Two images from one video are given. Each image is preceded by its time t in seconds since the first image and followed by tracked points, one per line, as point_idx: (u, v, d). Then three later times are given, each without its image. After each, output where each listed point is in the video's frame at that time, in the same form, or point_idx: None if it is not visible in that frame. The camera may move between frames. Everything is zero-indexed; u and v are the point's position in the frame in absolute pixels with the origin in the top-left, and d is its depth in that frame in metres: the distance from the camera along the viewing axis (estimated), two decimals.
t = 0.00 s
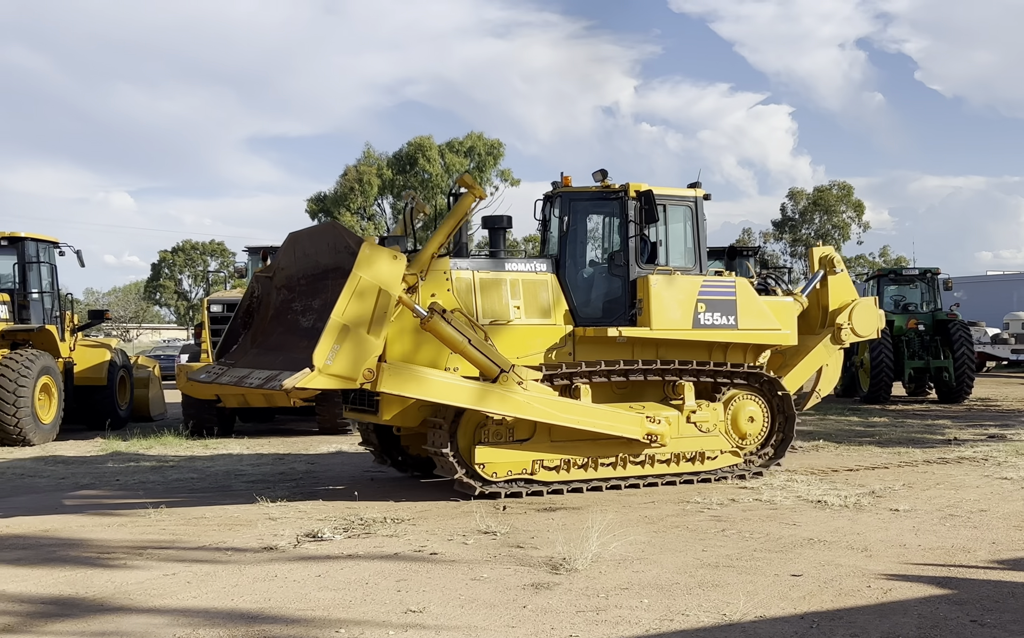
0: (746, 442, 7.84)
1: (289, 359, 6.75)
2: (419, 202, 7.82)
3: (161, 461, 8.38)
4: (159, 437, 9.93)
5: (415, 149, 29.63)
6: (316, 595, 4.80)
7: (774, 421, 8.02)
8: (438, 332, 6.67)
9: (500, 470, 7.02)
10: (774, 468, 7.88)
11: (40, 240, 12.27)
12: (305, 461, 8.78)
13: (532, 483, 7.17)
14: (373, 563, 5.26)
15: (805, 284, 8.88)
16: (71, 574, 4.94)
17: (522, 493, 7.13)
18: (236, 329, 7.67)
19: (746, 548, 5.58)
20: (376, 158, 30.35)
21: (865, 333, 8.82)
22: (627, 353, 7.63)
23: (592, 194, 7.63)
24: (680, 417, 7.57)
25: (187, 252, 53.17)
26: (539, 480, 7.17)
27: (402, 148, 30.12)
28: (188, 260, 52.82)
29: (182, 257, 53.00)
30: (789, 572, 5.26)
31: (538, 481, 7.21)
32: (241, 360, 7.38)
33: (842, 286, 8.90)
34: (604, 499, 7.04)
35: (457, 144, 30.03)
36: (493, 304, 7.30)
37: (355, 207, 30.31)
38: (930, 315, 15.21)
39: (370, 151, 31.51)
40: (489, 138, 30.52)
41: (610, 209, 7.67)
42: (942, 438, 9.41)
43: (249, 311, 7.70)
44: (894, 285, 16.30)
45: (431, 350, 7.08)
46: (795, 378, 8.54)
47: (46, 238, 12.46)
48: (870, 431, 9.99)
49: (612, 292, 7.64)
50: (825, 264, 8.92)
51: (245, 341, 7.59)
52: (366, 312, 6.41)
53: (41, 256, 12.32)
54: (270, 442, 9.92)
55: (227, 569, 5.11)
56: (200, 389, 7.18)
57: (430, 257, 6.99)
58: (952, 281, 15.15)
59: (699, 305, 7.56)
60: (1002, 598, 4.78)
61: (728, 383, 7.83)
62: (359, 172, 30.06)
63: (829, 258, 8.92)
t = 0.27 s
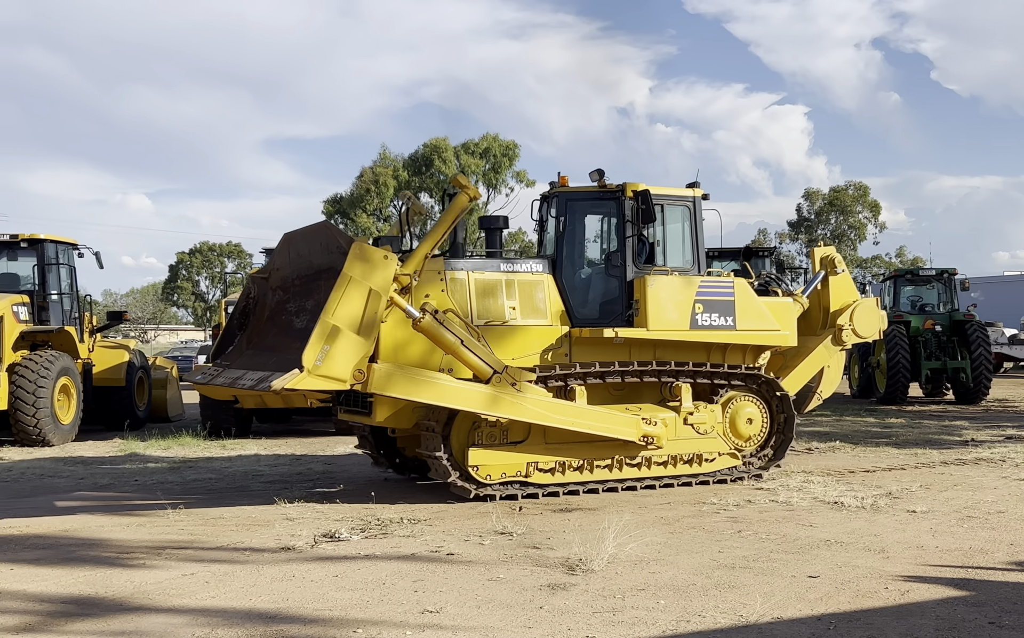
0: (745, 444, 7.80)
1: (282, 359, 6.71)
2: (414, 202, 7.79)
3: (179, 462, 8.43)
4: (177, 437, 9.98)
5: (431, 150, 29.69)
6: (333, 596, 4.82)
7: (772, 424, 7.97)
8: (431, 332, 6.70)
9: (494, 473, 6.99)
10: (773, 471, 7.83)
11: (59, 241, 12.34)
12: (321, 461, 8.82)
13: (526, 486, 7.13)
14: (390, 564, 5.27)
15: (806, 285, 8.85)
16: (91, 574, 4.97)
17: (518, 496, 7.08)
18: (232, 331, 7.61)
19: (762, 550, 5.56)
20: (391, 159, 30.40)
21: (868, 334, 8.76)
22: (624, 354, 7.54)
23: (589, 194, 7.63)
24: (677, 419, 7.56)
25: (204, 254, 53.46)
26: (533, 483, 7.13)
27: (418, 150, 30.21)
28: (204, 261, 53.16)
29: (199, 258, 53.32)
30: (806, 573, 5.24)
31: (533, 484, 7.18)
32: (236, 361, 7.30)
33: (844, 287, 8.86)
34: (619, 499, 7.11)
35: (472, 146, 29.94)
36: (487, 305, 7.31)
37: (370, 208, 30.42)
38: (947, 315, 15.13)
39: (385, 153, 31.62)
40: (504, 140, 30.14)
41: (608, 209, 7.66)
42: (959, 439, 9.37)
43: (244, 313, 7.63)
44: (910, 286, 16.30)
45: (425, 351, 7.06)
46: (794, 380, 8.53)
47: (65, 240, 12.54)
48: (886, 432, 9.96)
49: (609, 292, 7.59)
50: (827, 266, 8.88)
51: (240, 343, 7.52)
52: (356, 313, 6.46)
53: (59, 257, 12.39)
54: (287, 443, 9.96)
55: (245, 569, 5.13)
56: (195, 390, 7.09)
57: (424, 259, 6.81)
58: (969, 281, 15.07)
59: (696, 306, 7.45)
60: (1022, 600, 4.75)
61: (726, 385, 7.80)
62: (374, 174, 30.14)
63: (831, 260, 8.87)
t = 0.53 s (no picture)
0: (743, 445, 7.75)
1: (276, 359, 6.54)
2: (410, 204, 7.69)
3: (199, 462, 8.48)
4: (196, 438, 10.03)
5: (448, 151, 29.80)
6: (353, 595, 4.83)
7: (772, 424, 7.89)
8: (422, 334, 6.65)
9: (488, 474, 6.98)
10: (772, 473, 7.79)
11: (80, 243, 12.43)
12: (340, 461, 8.85)
13: (521, 487, 7.12)
14: (408, 563, 5.28)
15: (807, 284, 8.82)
16: (112, 573, 5.00)
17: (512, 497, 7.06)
18: (227, 334, 7.45)
19: (780, 550, 5.55)
20: (409, 160, 30.58)
21: (871, 333, 8.67)
22: (621, 356, 7.51)
23: (587, 194, 7.60)
24: (674, 420, 7.51)
25: (223, 255, 54.06)
26: (528, 484, 7.11)
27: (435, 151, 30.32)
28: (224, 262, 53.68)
29: (218, 260, 53.86)
30: (825, 574, 5.23)
31: (528, 484, 7.16)
32: (231, 363, 7.11)
33: (845, 285, 8.83)
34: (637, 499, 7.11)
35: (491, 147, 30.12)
36: (482, 305, 7.29)
37: (388, 210, 30.60)
38: (965, 315, 15.03)
39: (403, 155, 31.78)
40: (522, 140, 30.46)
41: (606, 208, 7.64)
42: (978, 439, 9.32)
43: (239, 314, 7.45)
44: (929, 285, 16.19)
45: (420, 353, 7.06)
46: (794, 380, 8.48)
47: (87, 241, 12.63)
48: (905, 433, 9.92)
49: (606, 292, 7.56)
50: (828, 263, 8.89)
51: (236, 346, 7.34)
52: (345, 314, 6.45)
53: (81, 259, 12.47)
54: (306, 443, 10.00)
55: (265, 568, 5.15)
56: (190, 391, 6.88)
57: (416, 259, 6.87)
58: (988, 281, 14.99)
59: (693, 306, 7.44)
60: None
61: (725, 385, 7.71)
62: (392, 175, 30.27)
63: (832, 256, 8.90)
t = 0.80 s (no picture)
0: (743, 445, 7.66)
1: (266, 359, 6.55)
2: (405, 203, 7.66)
3: (220, 461, 8.52)
4: (217, 437, 10.08)
5: (466, 151, 29.85)
6: (374, 594, 4.85)
7: (773, 424, 7.77)
8: (414, 333, 6.69)
9: (483, 475, 6.91)
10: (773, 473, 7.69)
11: (102, 244, 12.50)
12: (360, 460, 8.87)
13: (517, 488, 7.04)
14: (429, 562, 5.30)
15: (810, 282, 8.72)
16: (135, 572, 5.03)
17: (508, 499, 6.99)
18: (224, 334, 7.50)
19: (801, 549, 5.54)
20: (427, 160, 30.67)
21: (873, 332, 8.59)
22: (619, 354, 7.49)
23: (585, 192, 7.56)
24: (673, 420, 7.43)
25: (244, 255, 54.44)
26: (524, 485, 7.04)
27: (454, 151, 30.40)
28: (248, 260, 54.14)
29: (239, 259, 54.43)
30: (846, 573, 5.21)
31: (524, 486, 7.08)
32: (227, 363, 7.13)
33: (849, 283, 8.77)
34: (658, 499, 7.09)
35: (509, 147, 30.25)
36: (477, 305, 7.33)
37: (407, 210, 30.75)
38: (985, 314, 14.89)
39: (421, 155, 31.91)
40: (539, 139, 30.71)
41: (604, 206, 7.61)
42: (999, 439, 9.26)
43: (237, 314, 7.52)
44: (949, 284, 16.08)
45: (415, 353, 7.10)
46: (795, 380, 8.41)
47: (109, 242, 12.71)
48: (926, 432, 9.87)
49: (604, 291, 7.54)
50: (831, 261, 8.80)
51: (232, 346, 7.38)
52: (334, 315, 6.44)
53: (103, 259, 12.54)
54: (327, 443, 10.03)
55: (287, 566, 5.17)
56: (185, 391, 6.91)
57: (411, 259, 6.92)
58: (1009, 279, 14.88)
59: (692, 305, 7.39)
60: None
61: (724, 385, 7.59)
62: (410, 175, 30.39)
63: (834, 254, 8.81)
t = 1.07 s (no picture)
0: (744, 445, 7.58)
1: (261, 360, 6.58)
2: (403, 200, 7.89)
3: (243, 459, 8.57)
4: (240, 436, 10.14)
5: (486, 150, 29.82)
6: (396, 592, 4.86)
7: (773, 424, 7.70)
8: (406, 332, 6.67)
9: (478, 475, 6.88)
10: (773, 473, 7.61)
11: (125, 243, 12.58)
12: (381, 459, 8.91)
13: (513, 489, 7.00)
14: (451, 560, 5.31)
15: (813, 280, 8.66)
16: (160, 569, 5.07)
17: (503, 498, 6.96)
18: (222, 334, 7.51)
19: (823, 548, 5.52)
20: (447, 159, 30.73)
21: (877, 330, 8.53)
22: (618, 353, 7.44)
23: (584, 190, 7.53)
24: (671, 420, 7.37)
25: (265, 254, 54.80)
26: (520, 486, 6.99)
27: (473, 150, 30.46)
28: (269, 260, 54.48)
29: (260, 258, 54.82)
30: (869, 573, 5.18)
31: (520, 487, 7.04)
32: (225, 363, 7.17)
33: (853, 281, 8.71)
34: (678, 498, 7.03)
35: (528, 145, 30.28)
36: (474, 304, 7.32)
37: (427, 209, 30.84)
38: (1008, 311, 14.74)
39: (442, 154, 32.00)
40: (560, 138, 30.68)
41: (604, 203, 7.58)
42: (1022, 438, 9.19)
43: (235, 314, 7.52)
44: (971, 282, 16.00)
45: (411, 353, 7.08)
46: (799, 378, 8.33)
47: (132, 242, 12.79)
48: (948, 431, 9.81)
49: (603, 290, 7.52)
50: (835, 259, 8.69)
51: (230, 345, 7.39)
52: (326, 314, 6.46)
53: (126, 259, 12.62)
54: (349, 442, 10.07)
55: (310, 565, 5.19)
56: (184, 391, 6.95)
57: (406, 257, 6.89)
58: None
59: (691, 303, 7.31)
60: None
61: (725, 384, 7.52)
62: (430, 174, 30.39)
63: (839, 252, 8.69)
